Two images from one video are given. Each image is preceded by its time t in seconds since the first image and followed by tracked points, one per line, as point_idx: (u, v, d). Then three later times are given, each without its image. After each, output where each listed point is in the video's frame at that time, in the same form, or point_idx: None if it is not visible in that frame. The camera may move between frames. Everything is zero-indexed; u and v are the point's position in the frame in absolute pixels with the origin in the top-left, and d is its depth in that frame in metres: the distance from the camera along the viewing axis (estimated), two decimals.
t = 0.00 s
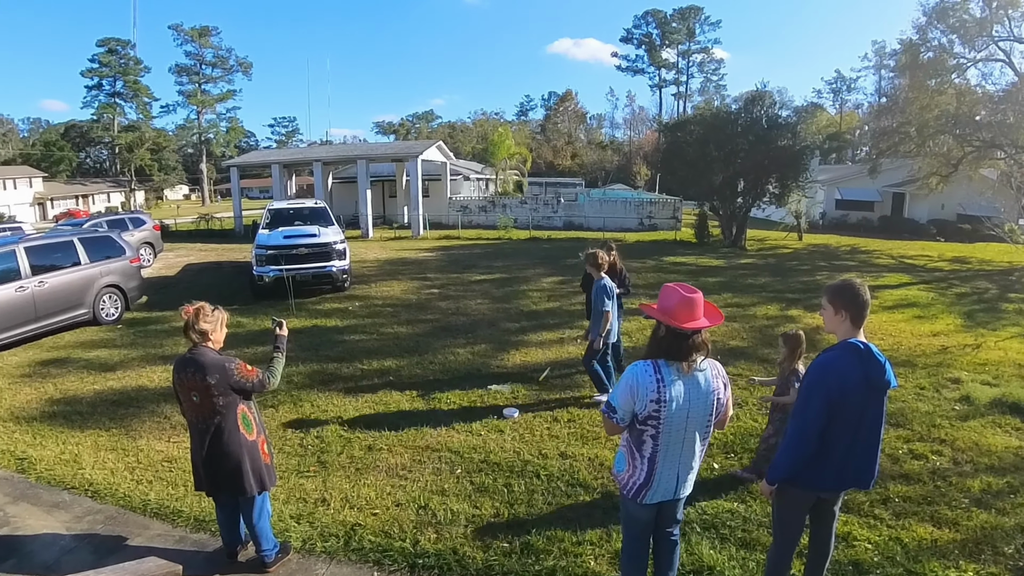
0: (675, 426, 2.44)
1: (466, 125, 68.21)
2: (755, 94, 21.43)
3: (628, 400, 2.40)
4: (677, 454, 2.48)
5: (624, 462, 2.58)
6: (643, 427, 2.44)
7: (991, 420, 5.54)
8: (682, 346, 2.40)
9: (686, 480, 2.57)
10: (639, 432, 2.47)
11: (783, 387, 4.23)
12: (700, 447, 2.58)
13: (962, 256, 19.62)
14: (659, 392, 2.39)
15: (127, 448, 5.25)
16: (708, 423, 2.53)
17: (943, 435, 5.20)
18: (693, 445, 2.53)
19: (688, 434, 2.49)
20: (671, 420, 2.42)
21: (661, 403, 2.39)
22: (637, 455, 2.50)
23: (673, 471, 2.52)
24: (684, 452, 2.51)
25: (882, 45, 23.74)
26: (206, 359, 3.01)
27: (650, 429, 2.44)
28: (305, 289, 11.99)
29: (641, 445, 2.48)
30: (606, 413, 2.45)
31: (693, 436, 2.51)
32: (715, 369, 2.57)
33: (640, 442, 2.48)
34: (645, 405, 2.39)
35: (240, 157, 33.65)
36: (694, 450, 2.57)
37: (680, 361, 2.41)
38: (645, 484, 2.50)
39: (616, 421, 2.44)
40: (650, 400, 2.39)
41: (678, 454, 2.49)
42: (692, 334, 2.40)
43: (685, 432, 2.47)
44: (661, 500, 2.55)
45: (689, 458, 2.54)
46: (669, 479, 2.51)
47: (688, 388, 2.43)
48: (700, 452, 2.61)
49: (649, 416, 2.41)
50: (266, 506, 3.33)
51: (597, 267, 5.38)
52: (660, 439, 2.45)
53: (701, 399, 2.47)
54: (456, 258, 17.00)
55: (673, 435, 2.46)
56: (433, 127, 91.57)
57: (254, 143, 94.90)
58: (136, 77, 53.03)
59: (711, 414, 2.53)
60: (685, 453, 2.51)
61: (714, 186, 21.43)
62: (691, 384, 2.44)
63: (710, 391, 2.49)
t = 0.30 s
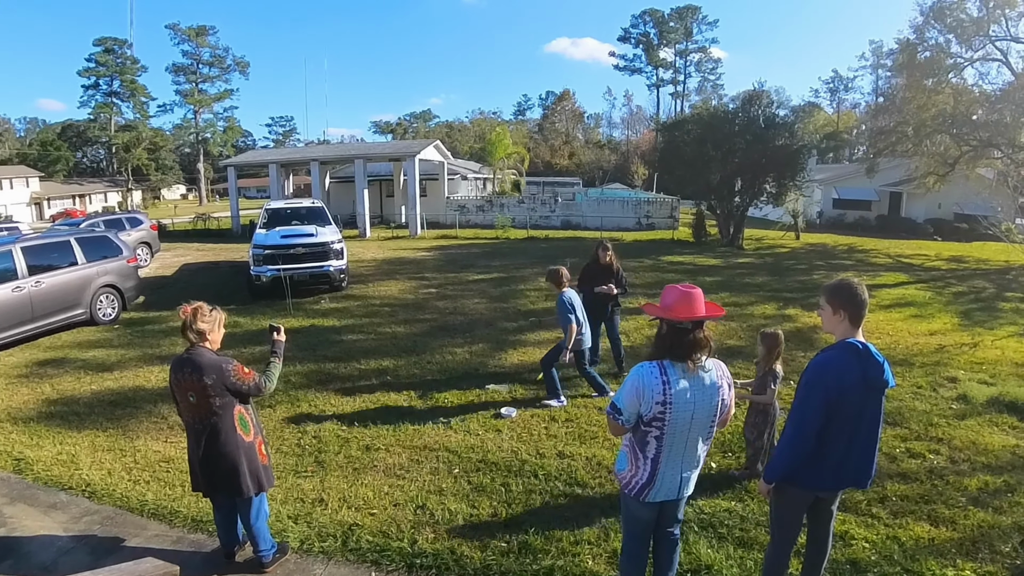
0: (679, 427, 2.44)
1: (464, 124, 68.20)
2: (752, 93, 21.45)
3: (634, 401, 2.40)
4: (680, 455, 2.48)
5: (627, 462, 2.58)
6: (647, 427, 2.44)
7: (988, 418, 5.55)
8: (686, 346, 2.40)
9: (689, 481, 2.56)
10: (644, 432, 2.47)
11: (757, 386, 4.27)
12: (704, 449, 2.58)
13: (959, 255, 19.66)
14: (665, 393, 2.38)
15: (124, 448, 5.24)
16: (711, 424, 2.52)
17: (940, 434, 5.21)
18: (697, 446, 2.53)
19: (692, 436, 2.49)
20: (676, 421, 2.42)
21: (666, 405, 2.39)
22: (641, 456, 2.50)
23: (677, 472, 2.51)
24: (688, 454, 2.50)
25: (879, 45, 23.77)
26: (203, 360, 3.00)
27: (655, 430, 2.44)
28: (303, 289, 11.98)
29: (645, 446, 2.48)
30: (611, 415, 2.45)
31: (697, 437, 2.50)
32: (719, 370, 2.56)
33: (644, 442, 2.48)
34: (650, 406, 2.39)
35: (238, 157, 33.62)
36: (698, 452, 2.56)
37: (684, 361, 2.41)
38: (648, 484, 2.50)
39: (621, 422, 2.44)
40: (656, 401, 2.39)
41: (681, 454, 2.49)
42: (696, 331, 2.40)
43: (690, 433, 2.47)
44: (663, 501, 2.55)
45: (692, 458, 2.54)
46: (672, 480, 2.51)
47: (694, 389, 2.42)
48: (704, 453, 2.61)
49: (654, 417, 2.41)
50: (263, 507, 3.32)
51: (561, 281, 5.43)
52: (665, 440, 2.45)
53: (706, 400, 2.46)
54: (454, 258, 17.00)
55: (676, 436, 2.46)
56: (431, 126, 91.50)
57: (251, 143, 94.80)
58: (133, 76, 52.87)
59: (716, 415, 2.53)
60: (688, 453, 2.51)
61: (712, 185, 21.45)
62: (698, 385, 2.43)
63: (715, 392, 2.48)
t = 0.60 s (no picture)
0: (684, 429, 2.43)
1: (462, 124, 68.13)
2: (750, 93, 21.46)
3: (638, 402, 2.39)
4: (685, 456, 2.48)
5: (630, 463, 2.57)
6: (652, 429, 2.44)
7: (986, 417, 5.55)
8: (689, 345, 2.39)
9: (692, 482, 2.56)
10: (647, 434, 2.46)
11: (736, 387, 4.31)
12: (707, 450, 2.57)
13: (956, 254, 19.69)
14: (669, 395, 2.37)
15: (121, 448, 5.22)
16: (716, 426, 2.51)
17: (938, 433, 5.21)
18: (701, 447, 2.52)
19: (697, 437, 2.48)
20: (680, 424, 2.41)
21: (670, 407, 2.38)
22: (645, 456, 2.49)
23: (680, 473, 2.51)
24: (691, 454, 2.50)
25: (877, 44, 23.77)
26: (200, 360, 2.99)
27: (659, 432, 2.43)
28: (300, 288, 11.95)
29: (649, 448, 2.47)
30: (615, 415, 2.45)
31: (701, 439, 2.50)
32: (725, 369, 2.54)
33: (648, 443, 2.47)
34: (654, 408, 2.38)
35: (236, 157, 33.51)
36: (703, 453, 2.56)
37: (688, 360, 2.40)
38: (651, 486, 2.49)
39: (625, 423, 2.43)
40: (660, 403, 2.38)
41: (685, 456, 2.48)
42: (699, 330, 2.40)
43: (694, 434, 2.46)
44: (667, 502, 2.54)
45: (696, 459, 2.53)
46: (676, 481, 2.50)
47: (699, 390, 2.41)
48: (707, 454, 2.60)
49: (658, 418, 2.41)
50: (260, 508, 3.31)
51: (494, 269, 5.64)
52: (669, 441, 2.44)
53: (710, 401, 2.45)
54: (452, 257, 16.99)
55: (680, 437, 2.45)
56: (429, 125, 91.42)
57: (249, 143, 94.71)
58: (130, 76, 52.76)
59: (720, 417, 2.51)
60: (692, 454, 2.51)
61: (710, 185, 21.45)
62: (703, 386, 2.42)
63: (720, 393, 2.47)
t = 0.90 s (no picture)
0: (690, 430, 2.43)
1: (460, 123, 68.09)
2: (748, 92, 21.47)
3: (644, 403, 2.38)
4: (691, 457, 2.47)
5: (636, 464, 2.56)
6: (657, 430, 2.43)
7: (984, 417, 5.56)
8: (694, 346, 2.38)
9: (697, 484, 2.56)
10: (653, 435, 2.46)
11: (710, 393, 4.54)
12: (713, 451, 2.56)
13: (954, 253, 19.72)
14: (675, 396, 2.37)
15: (120, 448, 5.21)
16: (721, 427, 2.50)
17: (936, 432, 5.21)
18: (707, 448, 2.52)
19: (701, 439, 2.47)
20: (685, 424, 2.41)
21: (676, 408, 2.38)
22: (650, 457, 2.48)
23: (686, 475, 2.50)
24: (697, 456, 2.49)
25: (875, 44, 23.79)
26: (200, 360, 2.98)
27: (665, 433, 2.43)
28: (298, 288, 11.93)
29: (655, 449, 2.47)
30: (620, 416, 2.44)
31: (707, 440, 2.49)
32: (730, 370, 2.53)
33: (654, 445, 2.47)
34: (660, 409, 2.38)
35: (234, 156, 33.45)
36: (708, 454, 2.55)
37: (692, 360, 2.40)
38: (657, 487, 2.48)
39: (631, 424, 2.43)
40: (666, 403, 2.37)
41: (690, 457, 2.48)
42: (704, 331, 2.38)
43: (700, 436, 2.46)
44: (671, 503, 2.53)
45: (702, 460, 2.53)
46: (682, 482, 2.49)
47: (704, 390, 2.40)
48: (712, 455, 2.60)
49: (664, 419, 2.40)
50: (259, 508, 3.31)
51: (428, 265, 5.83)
52: (674, 443, 2.44)
53: (716, 402, 2.44)
54: (450, 257, 16.99)
55: (685, 438, 2.44)
56: (427, 124, 91.36)
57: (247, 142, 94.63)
58: (128, 75, 52.67)
59: (725, 418, 2.50)
60: (698, 455, 2.50)
61: (708, 184, 21.45)
62: (709, 387, 2.41)
63: (725, 394, 2.46)
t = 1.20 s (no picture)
0: (691, 433, 2.42)
1: (459, 122, 68.09)
2: (747, 91, 21.46)
3: (644, 405, 2.39)
4: (693, 461, 2.46)
5: (639, 465, 2.57)
6: (658, 432, 2.44)
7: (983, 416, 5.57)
8: (698, 347, 2.38)
9: (700, 488, 2.55)
10: (654, 437, 2.46)
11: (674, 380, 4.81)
12: (716, 456, 2.55)
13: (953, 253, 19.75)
14: (675, 399, 2.37)
15: (119, 449, 5.21)
16: (724, 431, 2.49)
17: (935, 431, 5.21)
18: (710, 452, 2.51)
19: (704, 442, 2.47)
20: (686, 427, 2.41)
21: (676, 410, 2.38)
22: (652, 459, 2.49)
23: (688, 478, 2.49)
24: (700, 459, 2.48)
25: (874, 43, 23.80)
26: (199, 361, 2.97)
27: (665, 435, 2.43)
28: (297, 287, 11.92)
29: (656, 451, 2.47)
30: (622, 417, 2.46)
31: (709, 443, 2.48)
32: (736, 375, 2.51)
33: (655, 447, 2.47)
34: (661, 411, 2.38)
35: (232, 155, 33.40)
36: (711, 458, 2.54)
37: (694, 363, 2.40)
38: (658, 489, 2.49)
39: (632, 426, 2.44)
40: (667, 406, 2.37)
41: (692, 460, 2.48)
42: (708, 334, 2.39)
43: (702, 439, 2.45)
44: (674, 506, 2.53)
45: (705, 464, 2.52)
46: (684, 485, 2.49)
47: (705, 394, 2.39)
48: (716, 459, 2.59)
49: (664, 422, 2.41)
50: (259, 509, 3.30)
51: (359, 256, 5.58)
52: (675, 445, 2.43)
53: (719, 406, 2.43)
54: (449, 256, 16.99)
55: (687, 441, 2.44)
56: (425, 124, 91.30)
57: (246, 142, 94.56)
58: (126, 74, 52.59)
59: (728, 422, 2.49)
60: (701, 459, 2.49)
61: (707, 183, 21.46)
62: (710, 390, 2.40)
63: (729, 398, 2.45)
